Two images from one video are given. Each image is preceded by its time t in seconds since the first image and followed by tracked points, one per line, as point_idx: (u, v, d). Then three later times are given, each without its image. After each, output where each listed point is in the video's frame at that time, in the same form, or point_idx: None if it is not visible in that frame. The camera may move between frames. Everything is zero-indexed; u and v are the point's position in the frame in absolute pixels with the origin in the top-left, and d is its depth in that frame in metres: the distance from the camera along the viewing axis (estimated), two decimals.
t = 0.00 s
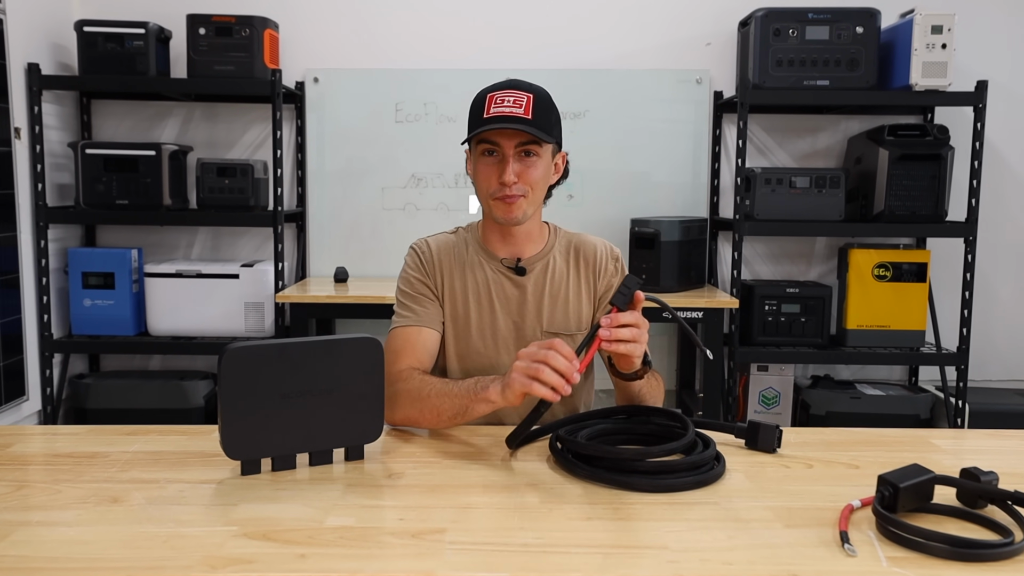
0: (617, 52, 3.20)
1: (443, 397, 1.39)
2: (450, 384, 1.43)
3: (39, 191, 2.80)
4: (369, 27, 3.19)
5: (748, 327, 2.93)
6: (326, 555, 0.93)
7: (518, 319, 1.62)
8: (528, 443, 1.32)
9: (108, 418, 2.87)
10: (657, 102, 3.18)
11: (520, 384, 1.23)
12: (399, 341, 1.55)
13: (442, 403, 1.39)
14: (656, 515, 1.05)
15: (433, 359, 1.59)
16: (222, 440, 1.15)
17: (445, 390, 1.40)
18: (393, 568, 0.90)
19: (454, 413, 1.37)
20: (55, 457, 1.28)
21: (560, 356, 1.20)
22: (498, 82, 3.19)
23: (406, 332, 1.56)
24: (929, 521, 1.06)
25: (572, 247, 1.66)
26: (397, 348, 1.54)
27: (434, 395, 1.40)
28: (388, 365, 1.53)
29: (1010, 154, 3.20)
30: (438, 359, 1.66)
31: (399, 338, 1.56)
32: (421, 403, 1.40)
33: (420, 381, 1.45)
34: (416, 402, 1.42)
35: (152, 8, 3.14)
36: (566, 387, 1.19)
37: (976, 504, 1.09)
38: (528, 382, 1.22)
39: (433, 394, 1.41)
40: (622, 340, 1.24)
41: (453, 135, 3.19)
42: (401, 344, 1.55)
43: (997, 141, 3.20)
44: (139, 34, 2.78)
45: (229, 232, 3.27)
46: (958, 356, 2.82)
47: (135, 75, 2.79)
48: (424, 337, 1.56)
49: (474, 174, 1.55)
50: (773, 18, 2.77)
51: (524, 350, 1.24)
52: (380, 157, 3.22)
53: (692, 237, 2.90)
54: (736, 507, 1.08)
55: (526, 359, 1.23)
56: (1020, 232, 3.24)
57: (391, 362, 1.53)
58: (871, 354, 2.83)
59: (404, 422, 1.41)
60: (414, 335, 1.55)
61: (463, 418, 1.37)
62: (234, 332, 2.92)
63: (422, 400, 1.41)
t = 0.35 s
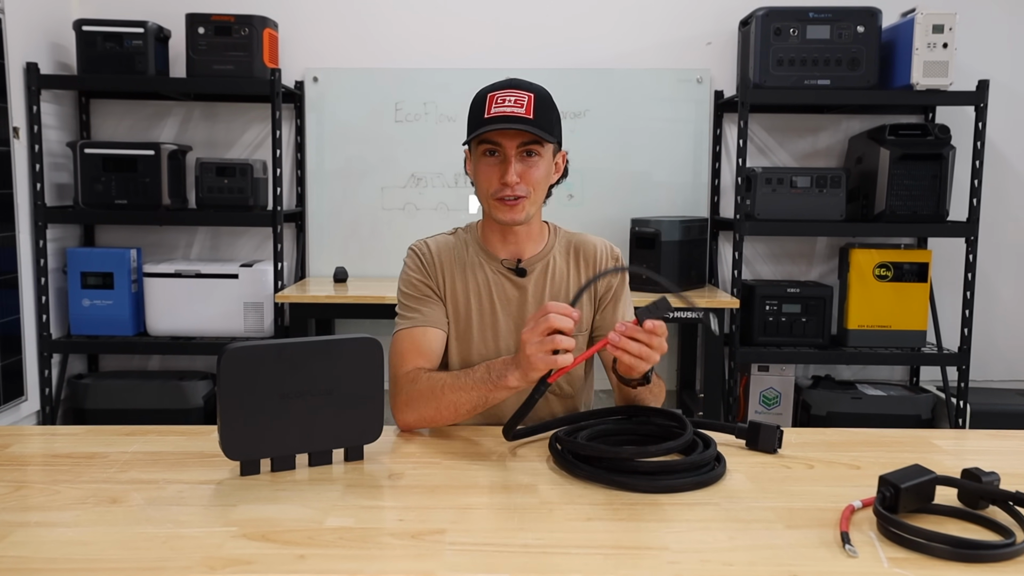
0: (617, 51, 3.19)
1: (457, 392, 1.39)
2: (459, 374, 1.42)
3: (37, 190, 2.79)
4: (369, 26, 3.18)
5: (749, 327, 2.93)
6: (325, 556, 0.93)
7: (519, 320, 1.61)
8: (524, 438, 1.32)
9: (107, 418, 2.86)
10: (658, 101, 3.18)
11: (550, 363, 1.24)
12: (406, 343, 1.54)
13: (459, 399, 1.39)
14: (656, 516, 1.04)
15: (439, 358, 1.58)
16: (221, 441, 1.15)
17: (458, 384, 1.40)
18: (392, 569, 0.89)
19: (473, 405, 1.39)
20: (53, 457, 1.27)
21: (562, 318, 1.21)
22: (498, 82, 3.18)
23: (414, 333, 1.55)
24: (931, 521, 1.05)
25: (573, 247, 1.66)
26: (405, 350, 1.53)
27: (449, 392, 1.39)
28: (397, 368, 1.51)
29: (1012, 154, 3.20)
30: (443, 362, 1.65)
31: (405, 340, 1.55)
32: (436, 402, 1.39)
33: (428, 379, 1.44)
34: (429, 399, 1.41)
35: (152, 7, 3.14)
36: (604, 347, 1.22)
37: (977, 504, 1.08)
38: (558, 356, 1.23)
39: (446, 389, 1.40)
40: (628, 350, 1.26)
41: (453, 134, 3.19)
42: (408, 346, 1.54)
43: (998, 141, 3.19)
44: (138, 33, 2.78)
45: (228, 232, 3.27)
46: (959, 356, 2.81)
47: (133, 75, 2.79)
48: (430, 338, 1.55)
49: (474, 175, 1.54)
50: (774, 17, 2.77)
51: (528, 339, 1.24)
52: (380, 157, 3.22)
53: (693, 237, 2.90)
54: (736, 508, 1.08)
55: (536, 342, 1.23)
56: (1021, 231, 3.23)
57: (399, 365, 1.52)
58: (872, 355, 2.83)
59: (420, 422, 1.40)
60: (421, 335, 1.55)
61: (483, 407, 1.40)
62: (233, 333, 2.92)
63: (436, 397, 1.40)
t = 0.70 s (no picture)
0: (617, 50, 3.19)
1: (451, 395, 1.38)
2: (452, 378, 1.41)
3: (36, 190, 2.78)
4: (368, 25, 3.17)
5: (750, 327, 2.92)
6: (325, 557, 0.92)
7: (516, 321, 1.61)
8: (527, 443, 1.32)
9: (106, 419, 2.86)
10: (658, 101, 3.17)
11: (542, 372, 1.24)
12: (402, 344, 1.54)
13: (452, 404, 1.38)
14: (656, 517, 1.04)
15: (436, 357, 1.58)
16: (220, 441, 1.14)
17: (452, 387, 1.39)
18: (392, 570, 0.89)
19: (467, 411, 1.38)
20: (52, 458, 1.27)
21: (529, 333, 1.20)
22: (498, 81, 3.18)
23: (410, 334, 1.55)
24: (932, 522, 1.05)
25: (571, 246, 1.65)
26: (401, 351, 1.53)
27: (441, 396, 1.38)
28: (393, 370, 1.51)
29: (1014, 153, 3.19)
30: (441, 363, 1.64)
31: (402, 341, 1.54)
32: (430, 404, 1.39)
33: (423, 382, 1.43)
34: (423, 402, 1.40)
35: (151, 6, 3.13)
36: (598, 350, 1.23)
37: (979, 505, 1.07)
38: (548, 363, 1.23)
39: (441, 391, 1.39)
40: (622, 357, 1.25)
41: (453, 134, 3.18)
42: (404, 348, 1.53)
43: (1000, 140, 3.19)
44: (137, 33, 2.77)
45: (227, 232, 3.26)
46: (961, 356, 2.81)
47: (132, 74, 2.78)
48: (426, 338, 1.55)
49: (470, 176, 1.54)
50: (774, 16, 2.76)
51: (509, 362, 1.24)
52: (379, 156, 3.21)
53: (693, 237, 2.89)
54: (737, 508, 1.07)
55: (518, 362, 1.23)
56: (1022, 231, 3.23)
57: (396, 367, 1.51)
58: (873, 355, 2.82)
59: (414, 425, 1.39)
60: (418, 336, 1.54)
61: (476, 412, 1.39)
62: (233, 333, 2.91)
63: (431, 400, 1.39)
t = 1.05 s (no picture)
0: (618, 50, 3.18)
1: (451, 395, 1.38)
2: (452, 378, 1.41)
3: (34, 190, 2.78)
4: (368, 24, 3.17)
5: (750, 327, 2.92)
6: (324, 557, 0.92)
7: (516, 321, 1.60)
8: (528, 443, 1.31)
9: (105, 419, 2.86)
10: (658, 100, 3.17)
11: (543, 368, 1.23)
12: (402, 344, 1.54)
13: (451, 404, 1.38)
14: (657, 517, 1.03)
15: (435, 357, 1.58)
16: (219, 442, 1.14)
17: (452, 387, 1.38)
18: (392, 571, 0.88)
19: (466, 411, 1.38)
20: (51, 458, 1.26)
21: (529, 329, 1.20)
22: (498, 80, 3.17)
23: (409, 335, 1.54)
24: (933, 523, 1.04)
25: (571, 246, 1.64)
26: (400, 351, 1.52)
27: (440, 396, 1.38)
28: (393, 370, 1.51)
29: (1015, 153, 3.18)
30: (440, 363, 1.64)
31: (401, 341, 1.54)
32: (430, 405, 1.38)
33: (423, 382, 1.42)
34: (423, 402, 1.39)
35: (149, 5, 3.13)
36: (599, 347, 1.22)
37: (980, 505, 1.07)
38: (548, 359, 1.22)
39: (441, 391, 1.39)
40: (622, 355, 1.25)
41: (453, 133, 3.18)
42: (403, 348, 1.53)
43: (1001, 140, 3.18)
44: (136, 32, 2.77)
45: (227, 232, 3.26)
46: (962, 357, 2.80)
47: (131, 74, 2.78)
48: (426, 339, 1.54)
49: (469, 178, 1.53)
50: (775, 16, 2.76)
51: (510, 359, 1.23)
52: (379, 156, 3.21)
53: (694, 237, 2.89)
54: (738, 509, 1.07)
55: (518, 359, 1.22)
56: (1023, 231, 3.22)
57: (395, 367, 1.51)
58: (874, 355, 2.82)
59: (414, 425, 1.39)
60: (417, 336, 1.54)
61: (475, 412, 1.39)
62: (232, 333, 2.91)
63: (430, 400, 1.38)
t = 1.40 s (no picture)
0: (618, 49, 3.18)
1: (450, 395, 1.37)
2: (452, 378, 1.40)
3: (33, 190, 2.77)
4: (368, 23, 3.17)
5: (751, 327, 2.91)
6: (324, 558, 0.92)
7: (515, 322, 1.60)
8: (527, 443, 1.31)
9: (104, 420, 2.85)
10: (659, 100, 3.16)
11: (544, 367, 1.22)
12: (401, 344, 1.53)
13: (451, 404, 1.37)
14: (657, 518, 1.03)
15: (434, 358, 1.57)
16: (218, 442, 1.13)
17: (451, 387, 1.38)
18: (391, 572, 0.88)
19: (466, 411, 1.38)
20: (50, 458, 1.26)
21: (530, 328, 1.19)
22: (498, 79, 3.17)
23: (409, 334, 1.54)
24: (934, 524, 1.04)
25: (570, 247, 1.64)
26: (399, 351, 1.52)
27: (440, 396, 1.37)
28: (392, 370, 1.50)
29: (1016, 153, 3.18)
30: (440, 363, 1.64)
31: (401, 341, 1.53)
32: (430, 405, 1.38)
33: (422, 382, 1.42)
34: (422, 402, 1.39)
35: (149, 4, 3.12)
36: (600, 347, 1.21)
37: (981, 506, 1.06)
38: (549, 359, 1.22)
39: (440, 392, 1.39)
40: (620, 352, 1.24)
41: (453, 133, 3.17)
42: (403, 348, 1.52)
43: (1002, 139, 3.17)
44: (135, 31, 2.77)
45: (226, 231, 3.26)
46: (963, 357, 2.79)
47: (130, 73, 2.78)
48: (425, 338, 1.54)
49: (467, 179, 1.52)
50: (776, 15, 2.76)
51: (511, 358, 1.22)
52: (378, 155, 3.20)
53: (695, 237, 2.89)
54: (738, 509, 1.06)
55: (520, 358, 1.22)
56: None
57: (394, 367, 1.51)
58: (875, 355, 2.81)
59: (413, 425, 1.38)
60: (416, 336, 1.53)
61: (475, 412, 1.38)
62: (232, 333, 2.91)
63: (430, 401, 1.38)
